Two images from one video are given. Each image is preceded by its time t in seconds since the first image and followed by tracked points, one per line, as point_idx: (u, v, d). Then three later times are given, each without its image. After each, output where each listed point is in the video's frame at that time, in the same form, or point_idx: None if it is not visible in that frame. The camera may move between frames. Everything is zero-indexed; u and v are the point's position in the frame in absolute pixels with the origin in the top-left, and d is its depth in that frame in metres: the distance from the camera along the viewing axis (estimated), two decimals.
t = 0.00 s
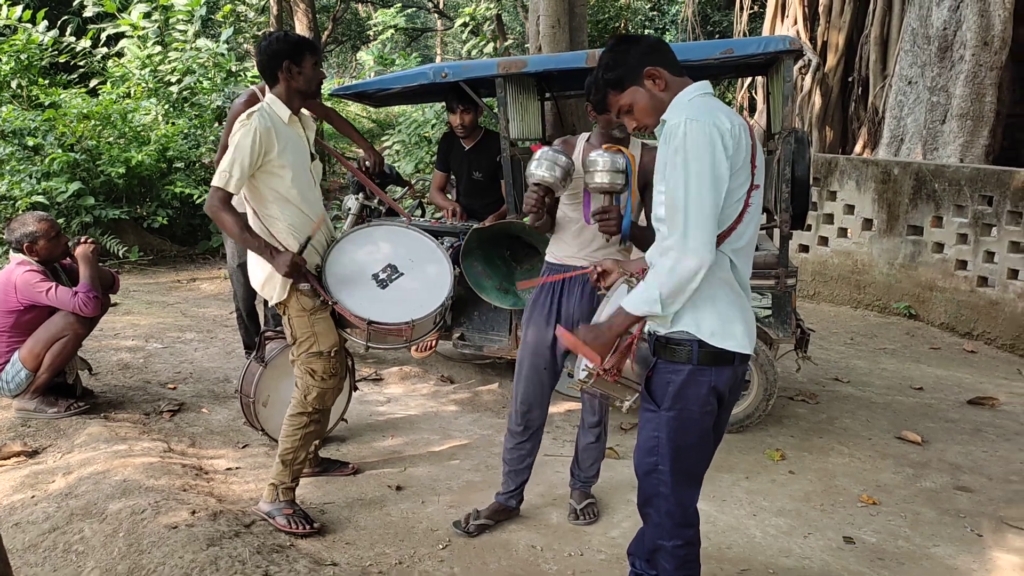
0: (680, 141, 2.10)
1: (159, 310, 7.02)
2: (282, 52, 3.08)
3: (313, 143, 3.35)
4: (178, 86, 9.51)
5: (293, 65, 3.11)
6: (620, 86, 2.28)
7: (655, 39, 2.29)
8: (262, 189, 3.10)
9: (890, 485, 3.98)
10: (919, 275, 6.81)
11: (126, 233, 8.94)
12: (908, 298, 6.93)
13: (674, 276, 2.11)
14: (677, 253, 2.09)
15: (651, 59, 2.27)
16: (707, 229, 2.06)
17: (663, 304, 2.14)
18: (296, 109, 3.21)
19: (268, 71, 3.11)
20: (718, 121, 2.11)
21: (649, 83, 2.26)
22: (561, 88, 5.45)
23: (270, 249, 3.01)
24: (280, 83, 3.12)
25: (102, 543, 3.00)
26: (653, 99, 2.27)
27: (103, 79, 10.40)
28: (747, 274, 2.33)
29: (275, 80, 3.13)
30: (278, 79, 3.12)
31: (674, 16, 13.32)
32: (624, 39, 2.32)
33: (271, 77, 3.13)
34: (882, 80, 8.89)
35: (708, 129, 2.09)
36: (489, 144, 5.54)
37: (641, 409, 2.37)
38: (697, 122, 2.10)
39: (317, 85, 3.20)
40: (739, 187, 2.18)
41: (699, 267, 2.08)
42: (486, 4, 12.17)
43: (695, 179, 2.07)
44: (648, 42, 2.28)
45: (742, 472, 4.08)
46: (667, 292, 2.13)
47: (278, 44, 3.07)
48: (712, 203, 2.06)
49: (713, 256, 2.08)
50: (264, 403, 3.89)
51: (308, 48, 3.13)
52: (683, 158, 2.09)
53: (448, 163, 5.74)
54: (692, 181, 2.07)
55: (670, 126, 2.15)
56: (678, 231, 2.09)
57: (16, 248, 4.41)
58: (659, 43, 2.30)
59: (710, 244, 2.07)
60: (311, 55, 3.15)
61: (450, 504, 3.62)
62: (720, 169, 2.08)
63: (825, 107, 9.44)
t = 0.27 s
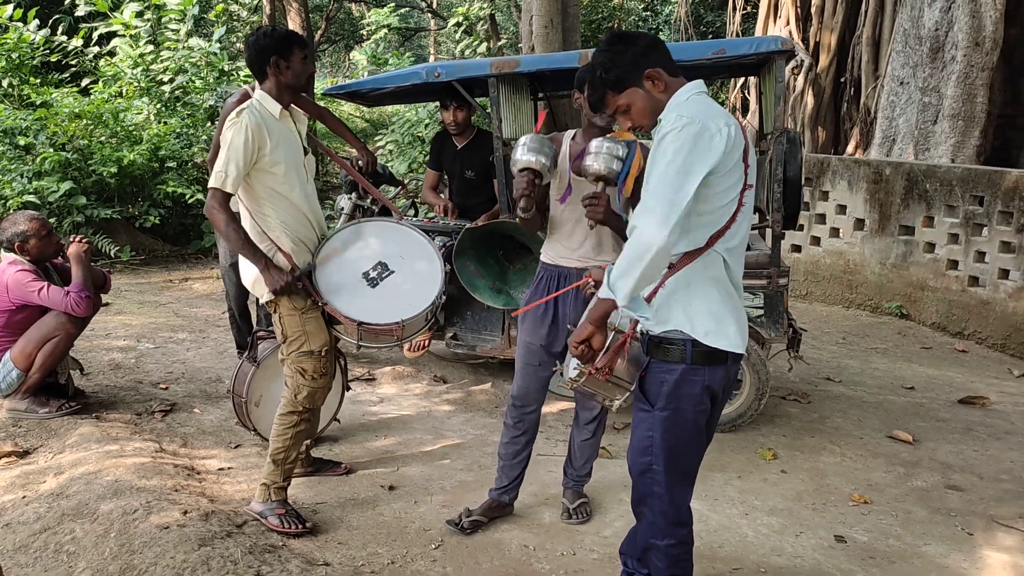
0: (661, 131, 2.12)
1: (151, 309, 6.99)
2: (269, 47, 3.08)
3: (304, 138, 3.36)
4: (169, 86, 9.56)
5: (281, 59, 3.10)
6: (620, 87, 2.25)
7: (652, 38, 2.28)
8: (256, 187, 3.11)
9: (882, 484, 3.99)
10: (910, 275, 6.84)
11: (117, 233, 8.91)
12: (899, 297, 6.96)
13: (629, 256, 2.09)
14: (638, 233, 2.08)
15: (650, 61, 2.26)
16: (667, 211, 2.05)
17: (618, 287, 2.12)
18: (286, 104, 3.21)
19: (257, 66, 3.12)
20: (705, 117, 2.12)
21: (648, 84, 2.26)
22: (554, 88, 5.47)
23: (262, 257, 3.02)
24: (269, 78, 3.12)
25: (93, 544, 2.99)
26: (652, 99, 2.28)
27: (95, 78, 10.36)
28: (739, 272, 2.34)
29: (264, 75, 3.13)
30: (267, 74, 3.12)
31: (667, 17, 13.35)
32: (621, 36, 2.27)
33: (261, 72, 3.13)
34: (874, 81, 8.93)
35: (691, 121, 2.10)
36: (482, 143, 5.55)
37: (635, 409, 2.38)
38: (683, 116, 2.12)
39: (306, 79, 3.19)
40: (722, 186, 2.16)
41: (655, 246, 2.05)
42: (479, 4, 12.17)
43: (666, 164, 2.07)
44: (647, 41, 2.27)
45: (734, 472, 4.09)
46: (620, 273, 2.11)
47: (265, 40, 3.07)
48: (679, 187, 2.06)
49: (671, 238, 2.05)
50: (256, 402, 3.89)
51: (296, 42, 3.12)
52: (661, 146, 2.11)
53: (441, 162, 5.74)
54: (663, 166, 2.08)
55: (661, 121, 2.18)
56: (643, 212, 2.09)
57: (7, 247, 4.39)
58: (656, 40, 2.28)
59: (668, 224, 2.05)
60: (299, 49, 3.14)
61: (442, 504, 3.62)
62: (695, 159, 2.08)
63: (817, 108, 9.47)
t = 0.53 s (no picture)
0: (664, 142, 2.12)
1: (147, 309, 6.98)
2: (269, 51, 3.08)
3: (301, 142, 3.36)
4: (167, 85, 9.49)
5: (280, 63, 3.11)
6: (616, 77, 2.25)
7: (653, 33, 2.26)
8: (251, 188, 3.10)
9: (877, 484, 4.00)
10: (906, 275, 6.85)
11: (113, 232, 8.89)
12: (895, 297, 6.98)
13: (647, 281, 2.11)
14: (652, 256, 2.10)
15: (650, 58, 2.24)
16: (682, 234, 2.07)
17: (639, 310, 2.14)
18: (284, 107, 3.20)
19: (256, 70, 3.12)
20: (708, 124, 2.12)
21: (645, 79, 2.25)
22: (550, 88, 5.47)
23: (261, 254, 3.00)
24: (267, 82, 3.12)
25: (89, 543, 2.99)
26: (650, 96, 2.26)
27: (91, 77, 10.34)
28: (734, 276, 2.34)
29: (263, 78, 3.13)
30: (266, 77, 3.12)
31: (663, 17, 13.36)
32: (626, 29, 2.26)
33: (259, 74, 3.13)
34: (870, 81, 8.94)
35: (694, 130, 2.10)
36: (479, 142, 5.53)
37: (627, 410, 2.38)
38: (684, 125, 2.11)
39: (305, 83, 3.19)
40: (725, 193, 2.17)
41: (672, 271, 2.08)
42: (476, 4, 12.18)
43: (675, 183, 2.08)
44: (648, 36, 2.25)
45: (730, 471, 4.09)
46: (642, 295, 2.13)
47: (264, 44, 3.07)
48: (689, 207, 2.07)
49: (687, 262, 2.08)
50: (253, 402, 3.88)
51: (295, 46, 3.12)
52: (665, 160, 2.10)
53: (438, 162, 5.73)
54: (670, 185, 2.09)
55: (661, 128, 2.17)
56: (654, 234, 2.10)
57: (2, 247, 4.37)
58: (657, 36, 2.26)
59: (685, 249, 2.07)
60: (298, 54, 3.15)
61: (439, 504, 3.61)
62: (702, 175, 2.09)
63: (813, 108, 9.48)
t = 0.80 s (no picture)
0: (668, 136, 2.12)
1: (147, 307, 6.98)
2: (271, 47, 3.08)
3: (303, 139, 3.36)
4: (166, 83, 9.49)
5: (283, 59, 3.11)
6: (623, 78, 2.23)
7: (662, 33, 2.25)
8: (252, 184, 3.09)
9: (876, 484, 4.01)
10: (905, 276, 6.86)
11: (113, 230, 8.88)
12: (894, 299, 6.99)
13: (632, 263, 2.09)
14: (640, 240, 2.08)
15: (655, 59, 2.23)
16: (673, 221, 2.05)
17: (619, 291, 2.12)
18: (286, 104, 3.20)
19: (258, 66, 3.11)
20: (711, 125, 2.12)
21: (650, 80, 2.25)
22: (551, 88, 5.47)
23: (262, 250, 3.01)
24: (270, 78, 3.12)
25: (88, 541, 2.99)
26: (657, 97, 2.27)
27: (91, 75, 10.34)
28: (735, 275, 2.35)
29: (266, 74, 3.13)
30: (268, 74, 3.12)
31: (663, 17, 13.37)
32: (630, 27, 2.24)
33: (262, 71, 3.13)
34: (870, 82, 8.95)
35: (698, 129, 2.11)
36: (478, 141, 5.53)
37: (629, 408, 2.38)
38: (689, 123, 2.12)
39: (308, 78, 3.19)
40: (723, 194, 2.16)
41: (657, 256, 2.05)
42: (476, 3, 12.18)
43: (673, 175, 2.07)
44: (658, 34, 2.24)
45: (729, 472, 4.10)
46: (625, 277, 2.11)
47: (267, 39, 3.07)
48: (685, 199, 2.06)
49: (673, 249, 2.05)
50: (252, 400, 3.89)
51: (297, 43, 3.13)
52: (667, 153, 2.10)
53: (437, 161, 5.74)
54: (668, 176, 2.08)
55: (666, 124, 2.17)
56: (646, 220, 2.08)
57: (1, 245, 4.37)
58: (666, 35, 2.27)
59: (673, 235, 2.04)
60: (301, 50, 3.15)
61: (438, 503, 3.62)
62: (702, 171, 2.08)
63: (813, 109, 9.48)
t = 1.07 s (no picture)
0: (678, 144, 2.11)
1: (147, 306, 6.97)
2: (273, 48, 3.07)
3: (302, 140, 3.35)
4: (167, 82, 9.49)
5: (285, 62, 3.10)
6: (625, 73, 2.23)
7: (663, 32, 2.22)
8: (251, 186, 3.09)
9: (875, 485, 4.01)
10: (905, 277, 6.86)
11: (113, 229, 8.88)
12: (894, 300, 6.99)
13: (661, 283, 2.12)
14: (666, 258, 2.10)
15: (656, 59, 2.23)
16: (698, 240, 2.07)
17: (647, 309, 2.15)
18: (286, 105, 3.20)
19: (259, 67, 3.10)
20: (721, 129, 2.12)
21: (653, 78, 2.24)
22: (551, 88, 5.47)
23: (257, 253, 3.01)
24: (271, 79, 3.12)
25: (88, 540, 2.99)
26: (658, 96, 2.26)
27: (91, 74, 10.34)
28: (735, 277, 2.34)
29: (267, 76, 3.12)
30: (270, 76, 3.11)
31: (664, 18, 13.37)
32: (641, 25, 2.22)
33: (264, 73, 3.11)
34: (870, 83, 8.95)
35: (708, 134, 2.10)
36: (479, 141, 5.53)
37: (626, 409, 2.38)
38: (698, 128, 2.11)
39: (310, 82, 3.19)
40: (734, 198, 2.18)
41: (687, 275, 2.09)
42: (477, 3, 12.18)
43: (689, 187, 2.08)
44: (655, 37, 2.22)
45: (729, 472, 4.10)
46: (653, 297, 2.14)
47: (269, 41, 3.06)
48: (705, 213, 2.07)
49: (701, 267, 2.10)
50: (252, 400, 3.89)
51: (300, 45, 3.13)
52: (680, 162, 2.10)
53: (437, 161, 5.74)
54: (685, 188, 2.08)
55: (671, 129, 2.16)
56: (667, 236, 2.10)
57: None
58: (667, 35, 2.23)
59: (701, 254, 2.08)
60: (303, 54, 3.15)
61: (437, 503, 3.62)
62: (716, 180, 2.09)
63: (813, 110, 9.49)
